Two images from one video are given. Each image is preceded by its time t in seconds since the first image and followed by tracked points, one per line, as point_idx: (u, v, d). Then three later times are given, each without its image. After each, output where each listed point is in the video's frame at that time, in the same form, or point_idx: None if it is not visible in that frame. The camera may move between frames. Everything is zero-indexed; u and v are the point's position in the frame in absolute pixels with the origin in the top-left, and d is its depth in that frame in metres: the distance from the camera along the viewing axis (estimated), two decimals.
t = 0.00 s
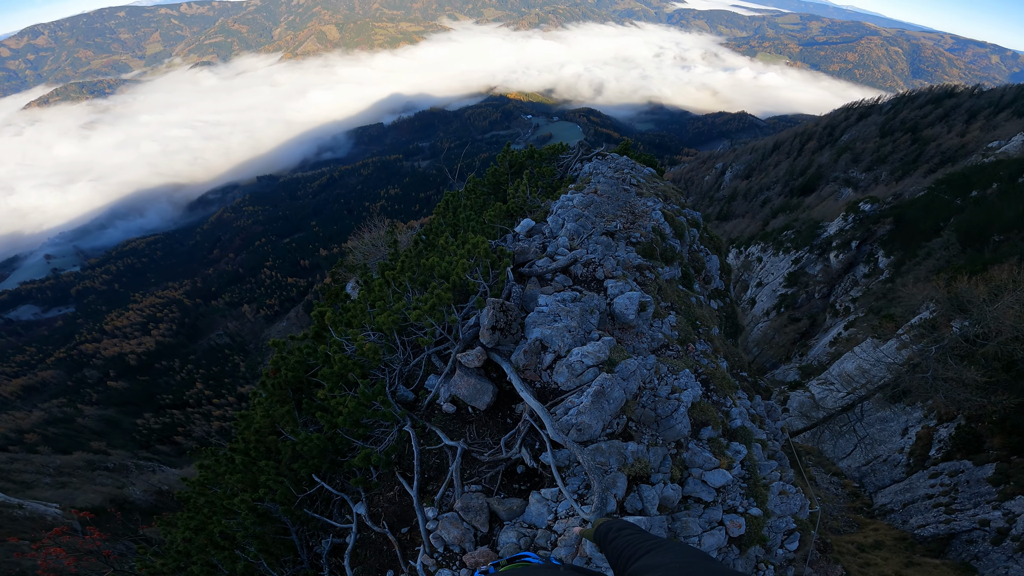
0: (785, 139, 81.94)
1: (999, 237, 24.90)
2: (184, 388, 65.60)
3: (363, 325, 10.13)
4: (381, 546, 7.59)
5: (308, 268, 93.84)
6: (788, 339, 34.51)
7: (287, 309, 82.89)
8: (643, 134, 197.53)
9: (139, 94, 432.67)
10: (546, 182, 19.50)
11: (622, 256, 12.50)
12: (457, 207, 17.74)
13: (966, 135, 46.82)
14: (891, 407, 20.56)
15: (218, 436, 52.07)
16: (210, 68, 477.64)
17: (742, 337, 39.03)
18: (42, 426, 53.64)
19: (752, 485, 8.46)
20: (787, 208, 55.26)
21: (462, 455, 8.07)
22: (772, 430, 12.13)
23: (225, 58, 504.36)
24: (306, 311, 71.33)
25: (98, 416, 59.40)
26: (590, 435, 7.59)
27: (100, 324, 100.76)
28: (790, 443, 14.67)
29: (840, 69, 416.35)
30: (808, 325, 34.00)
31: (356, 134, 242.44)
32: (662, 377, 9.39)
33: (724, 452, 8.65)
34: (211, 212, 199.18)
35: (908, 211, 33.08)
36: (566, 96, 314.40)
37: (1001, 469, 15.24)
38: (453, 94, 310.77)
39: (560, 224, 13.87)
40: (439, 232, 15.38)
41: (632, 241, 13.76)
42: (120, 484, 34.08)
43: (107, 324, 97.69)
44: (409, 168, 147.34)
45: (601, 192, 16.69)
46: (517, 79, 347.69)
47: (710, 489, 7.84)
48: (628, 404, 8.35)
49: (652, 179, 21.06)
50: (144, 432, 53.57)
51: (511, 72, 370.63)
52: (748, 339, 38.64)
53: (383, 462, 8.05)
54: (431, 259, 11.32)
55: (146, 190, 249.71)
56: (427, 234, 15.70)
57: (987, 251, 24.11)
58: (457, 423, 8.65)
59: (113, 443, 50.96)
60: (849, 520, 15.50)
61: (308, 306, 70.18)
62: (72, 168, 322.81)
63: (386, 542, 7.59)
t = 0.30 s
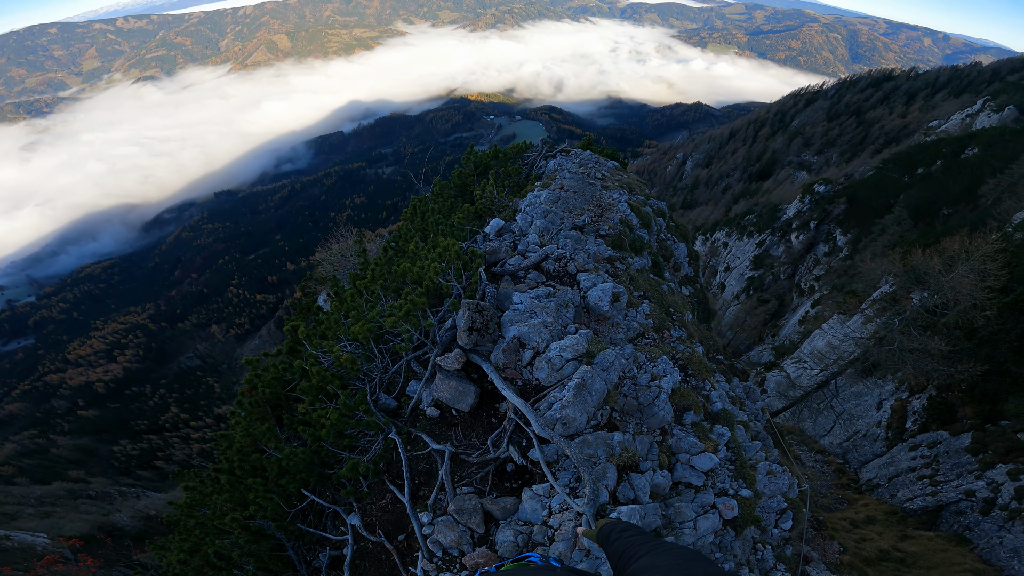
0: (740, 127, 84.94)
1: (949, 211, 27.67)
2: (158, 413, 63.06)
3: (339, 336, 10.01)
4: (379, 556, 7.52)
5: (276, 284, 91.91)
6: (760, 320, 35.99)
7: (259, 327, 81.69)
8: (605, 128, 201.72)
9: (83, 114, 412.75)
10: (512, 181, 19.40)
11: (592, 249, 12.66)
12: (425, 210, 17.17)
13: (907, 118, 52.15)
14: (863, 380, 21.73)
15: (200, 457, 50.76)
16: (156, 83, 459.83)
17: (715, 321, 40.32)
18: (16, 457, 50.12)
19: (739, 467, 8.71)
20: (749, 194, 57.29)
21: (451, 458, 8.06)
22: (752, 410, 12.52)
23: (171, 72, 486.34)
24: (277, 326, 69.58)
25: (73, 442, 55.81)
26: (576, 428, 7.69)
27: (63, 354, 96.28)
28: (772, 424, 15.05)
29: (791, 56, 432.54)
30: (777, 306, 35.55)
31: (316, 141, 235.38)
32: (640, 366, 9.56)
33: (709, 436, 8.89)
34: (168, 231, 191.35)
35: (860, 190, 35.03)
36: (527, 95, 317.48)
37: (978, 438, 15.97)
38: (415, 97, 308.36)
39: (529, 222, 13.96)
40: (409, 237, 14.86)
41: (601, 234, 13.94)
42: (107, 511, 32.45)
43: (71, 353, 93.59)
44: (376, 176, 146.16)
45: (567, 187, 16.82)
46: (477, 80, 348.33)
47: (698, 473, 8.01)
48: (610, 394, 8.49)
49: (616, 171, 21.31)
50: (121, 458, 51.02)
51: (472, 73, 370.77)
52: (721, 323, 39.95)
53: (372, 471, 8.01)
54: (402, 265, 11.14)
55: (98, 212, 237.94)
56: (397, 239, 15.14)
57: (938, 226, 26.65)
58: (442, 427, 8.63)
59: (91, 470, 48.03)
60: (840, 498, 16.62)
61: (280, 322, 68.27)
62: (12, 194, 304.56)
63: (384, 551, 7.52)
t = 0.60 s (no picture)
0: (695, 117, 89.99)
1: (897, 186, 30.92)
2: (134, 439, 60.85)
3: (315, 348, 9.87)
4: (379, 565, 7.32)
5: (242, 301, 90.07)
6: (729, 302, 37.78)
7: (229, 345, 79.90)
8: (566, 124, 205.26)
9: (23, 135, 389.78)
10: (478, 181, 19.20)
11: (562, 243, 12.79)
12: (396, 216, 16.49)
13: (850, 100, 57.14)
14: (833, 355, 22.90)
15: (184, 480, 49.66)
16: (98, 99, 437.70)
17: (687, 307, 42.05)
18: None
19: (725, 450, 8.93)
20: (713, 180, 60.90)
21: (441, 462, 8.05)
22: (731, 391, 12.88)
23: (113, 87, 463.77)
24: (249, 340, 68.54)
25: (49, 472, 52.56)
26: (562, 422, 7.80)
27: (26, 386, 91.88)
28: (752, 405, 15.98)
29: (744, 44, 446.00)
30: (744, 288, 37.48)
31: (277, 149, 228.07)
32: (619, 356, 9.71)
33: (692, 420, 9.09)
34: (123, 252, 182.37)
35: (812, 172, 37.92)
36: (488, 94, 319.01)
37: (948, 408, 17.04)
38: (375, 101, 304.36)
39: (499, 221, 13.99)
40: (377, 243, 14.38)
41: (570, 228, 14.10)
42: (96, 538, 31.00)
43: (34, 385, 89.27)
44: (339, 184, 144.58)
45: (534, 184, 16.94)
46: (437, 81, 346.95)
47: (686, 457, 8.20)
48: (592, 386, 8.63)
49: (580, 165, 21.52)
50: (101, 485, 48.32)
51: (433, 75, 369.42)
52: (693, 308, 41.72)
53: (363, 480, 7.95)
54: (373, 272, 10.98)
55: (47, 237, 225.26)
56: (366, 247, 14.44)
57: (887, 203, 29.86)
58: (429, 431, 8.60)
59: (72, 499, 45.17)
60: (825, 475, 17.52)
61: (252, 338, 66.33)
62: None
63: (384, 560, 7.35)
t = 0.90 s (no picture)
0: (655, 105, 95.48)
1: (846, 166, 33.43)
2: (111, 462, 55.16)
3: (291, 359, 9.72)
4: (378, 574, 7.27)
5: (206, 318, 87.02)
6: (698, 286, 39.76)
7: (198, 363, 76.60)
8: (527, 119, 207.99)
9: None
10: (445, 180, 19.01)
11: (532, 238, 12.91)
12: (365, 223, 16.11)
13: (797, 85, 62.62)
14: (801, 332, 24.56)
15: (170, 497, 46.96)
16: (39, 114, 413.59)
17: (660, 292, 43.86)
18: None
19: (708, 431, 9.22)
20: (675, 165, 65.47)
21: (429, 465, 8.04)
22: (707, 373, 13.33)
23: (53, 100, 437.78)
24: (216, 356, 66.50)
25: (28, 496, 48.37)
26: (546, 415, 7.91)
27: None
28: (729, 386, 16.83)
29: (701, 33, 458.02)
30: (712, 270, 39.61)
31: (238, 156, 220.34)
32: (598, 345, 9.83)
33: (674, 404, 9.33)
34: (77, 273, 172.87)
35: (767, 155, 40.04)
36: (450, 92, 319.05)
37: (914, 376, 18.52)
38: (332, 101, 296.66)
39: (467, 219, 13.94)
40: (346, 250, 14.03)
41: (539, 222, 14.21)
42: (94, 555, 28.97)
43: None
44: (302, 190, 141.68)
45: (500, 180, 16.93)
46: (396, 81, 344.58)
47: (671, 442, 8.42)
48: (573, 377, 8.73)
49: (545, 159, 21.67)
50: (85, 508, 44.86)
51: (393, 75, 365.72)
52: (664, 293, 43.60)
53: (352, 487, 7.91)
54: (344, 278, 10.85)
55: None
56: (335, 255, 14.06)
57: (839, 180, 32.36)
58: (415, 435, 8.59)
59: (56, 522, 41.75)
60: (807, 451, 18.51)
61: (222, 354, 63.17)
62: None
63: (382, 567, 7.31)
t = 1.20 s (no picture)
0: (616, 100, 98.07)
1: (803, 150, 36.09)
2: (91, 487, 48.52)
3: (266, 373, 9.55)
4: None
5: (174, 337, 83.54)
6: (671, 274, 41.22)
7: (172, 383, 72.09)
8: (493, 118, 209.80)
9: None
10: (412, 184, 18.80)
11: (503, 236, 12.96)
12: (331, 229, 15.64)
13: (751, 74, 66.19)
14: (773, 314, 25.54)
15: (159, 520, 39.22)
16: None
17: (634, 283, 45.11)
18: None
19: (690, 417, 9.40)
20: (641, 158, 67.50)
21: (416, 469, 8.01)
22: (685, 359, 13.64)
23: None
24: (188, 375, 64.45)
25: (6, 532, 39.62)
26: (529, 412, 7.95)
27: None
28: (708, 371, 17.58)
29: (661, 27, 469.51)
30: (683, 258, 41.27)
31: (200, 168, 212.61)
32: (575, 339, 9.96)
33: (654, 393, 9.48)
34: (31, 301, 162.81)
35: (727, 145, 42.36)
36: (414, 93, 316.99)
37: (883, 351, 19.70)
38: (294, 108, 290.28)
39: (437, 221, 13.85)
40: (315, 260, 13.71)
41: (509, 220, 14.23)
42: None
43: None
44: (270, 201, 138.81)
45: (468, 180, 16.86)
46: (359, 85, 340.34)
47: (654, 430, 8.56)
48: (553, 372, 8.80)
49: (512, 157, 21.66)
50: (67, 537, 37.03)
51: (355, 80, 361.14)
52: (638, 283, 44.84)
53: (342, 497, 7.80)
54: (314, 288, 10.67)
55: None
56: (304, 264, 13.68)
57: (797, 164, 34.46)
58: (398, 440, 8.54)
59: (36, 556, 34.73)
60: (790, 432, 19.66)
61: (195, 371, 60.09)
62: None
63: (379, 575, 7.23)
